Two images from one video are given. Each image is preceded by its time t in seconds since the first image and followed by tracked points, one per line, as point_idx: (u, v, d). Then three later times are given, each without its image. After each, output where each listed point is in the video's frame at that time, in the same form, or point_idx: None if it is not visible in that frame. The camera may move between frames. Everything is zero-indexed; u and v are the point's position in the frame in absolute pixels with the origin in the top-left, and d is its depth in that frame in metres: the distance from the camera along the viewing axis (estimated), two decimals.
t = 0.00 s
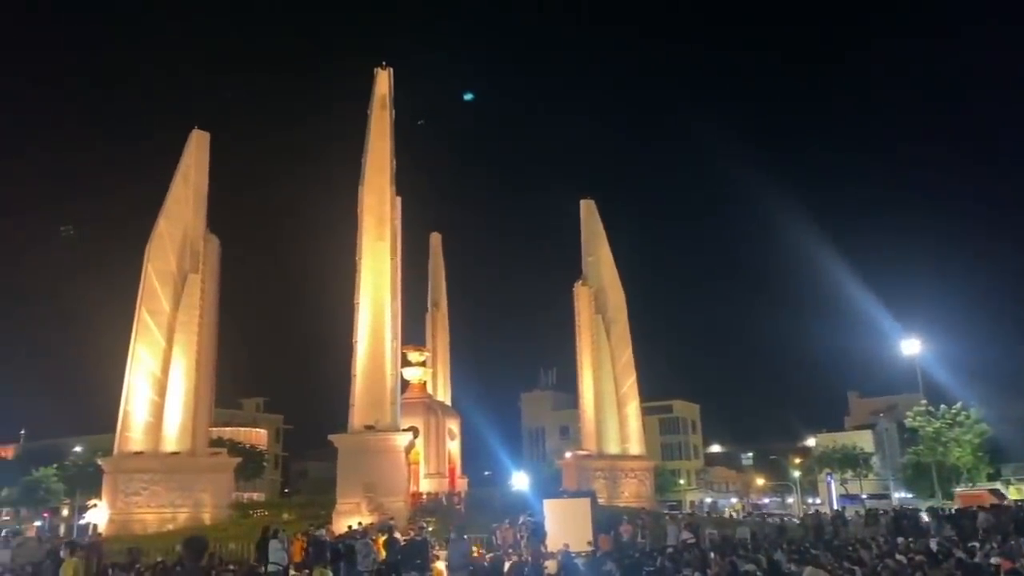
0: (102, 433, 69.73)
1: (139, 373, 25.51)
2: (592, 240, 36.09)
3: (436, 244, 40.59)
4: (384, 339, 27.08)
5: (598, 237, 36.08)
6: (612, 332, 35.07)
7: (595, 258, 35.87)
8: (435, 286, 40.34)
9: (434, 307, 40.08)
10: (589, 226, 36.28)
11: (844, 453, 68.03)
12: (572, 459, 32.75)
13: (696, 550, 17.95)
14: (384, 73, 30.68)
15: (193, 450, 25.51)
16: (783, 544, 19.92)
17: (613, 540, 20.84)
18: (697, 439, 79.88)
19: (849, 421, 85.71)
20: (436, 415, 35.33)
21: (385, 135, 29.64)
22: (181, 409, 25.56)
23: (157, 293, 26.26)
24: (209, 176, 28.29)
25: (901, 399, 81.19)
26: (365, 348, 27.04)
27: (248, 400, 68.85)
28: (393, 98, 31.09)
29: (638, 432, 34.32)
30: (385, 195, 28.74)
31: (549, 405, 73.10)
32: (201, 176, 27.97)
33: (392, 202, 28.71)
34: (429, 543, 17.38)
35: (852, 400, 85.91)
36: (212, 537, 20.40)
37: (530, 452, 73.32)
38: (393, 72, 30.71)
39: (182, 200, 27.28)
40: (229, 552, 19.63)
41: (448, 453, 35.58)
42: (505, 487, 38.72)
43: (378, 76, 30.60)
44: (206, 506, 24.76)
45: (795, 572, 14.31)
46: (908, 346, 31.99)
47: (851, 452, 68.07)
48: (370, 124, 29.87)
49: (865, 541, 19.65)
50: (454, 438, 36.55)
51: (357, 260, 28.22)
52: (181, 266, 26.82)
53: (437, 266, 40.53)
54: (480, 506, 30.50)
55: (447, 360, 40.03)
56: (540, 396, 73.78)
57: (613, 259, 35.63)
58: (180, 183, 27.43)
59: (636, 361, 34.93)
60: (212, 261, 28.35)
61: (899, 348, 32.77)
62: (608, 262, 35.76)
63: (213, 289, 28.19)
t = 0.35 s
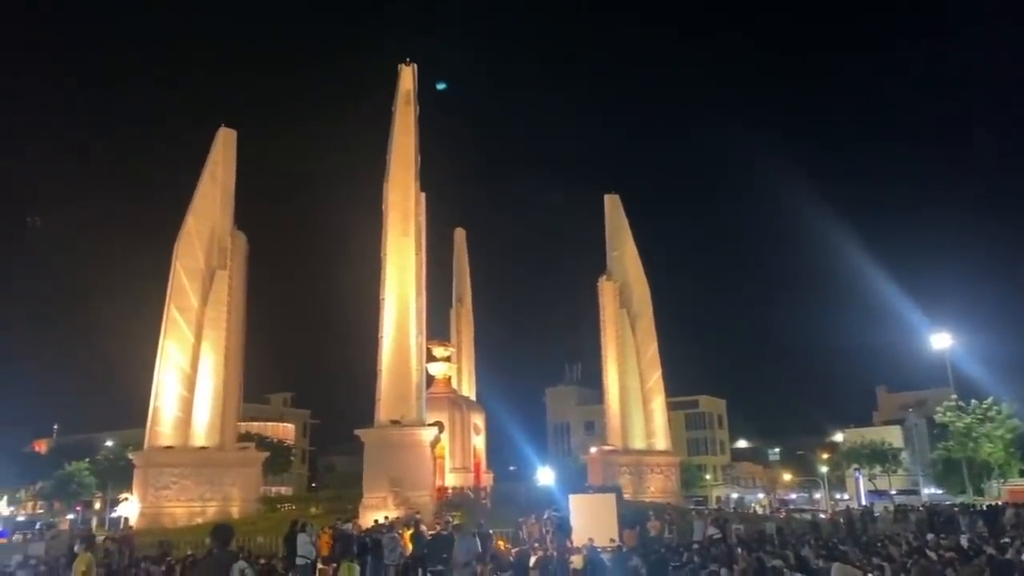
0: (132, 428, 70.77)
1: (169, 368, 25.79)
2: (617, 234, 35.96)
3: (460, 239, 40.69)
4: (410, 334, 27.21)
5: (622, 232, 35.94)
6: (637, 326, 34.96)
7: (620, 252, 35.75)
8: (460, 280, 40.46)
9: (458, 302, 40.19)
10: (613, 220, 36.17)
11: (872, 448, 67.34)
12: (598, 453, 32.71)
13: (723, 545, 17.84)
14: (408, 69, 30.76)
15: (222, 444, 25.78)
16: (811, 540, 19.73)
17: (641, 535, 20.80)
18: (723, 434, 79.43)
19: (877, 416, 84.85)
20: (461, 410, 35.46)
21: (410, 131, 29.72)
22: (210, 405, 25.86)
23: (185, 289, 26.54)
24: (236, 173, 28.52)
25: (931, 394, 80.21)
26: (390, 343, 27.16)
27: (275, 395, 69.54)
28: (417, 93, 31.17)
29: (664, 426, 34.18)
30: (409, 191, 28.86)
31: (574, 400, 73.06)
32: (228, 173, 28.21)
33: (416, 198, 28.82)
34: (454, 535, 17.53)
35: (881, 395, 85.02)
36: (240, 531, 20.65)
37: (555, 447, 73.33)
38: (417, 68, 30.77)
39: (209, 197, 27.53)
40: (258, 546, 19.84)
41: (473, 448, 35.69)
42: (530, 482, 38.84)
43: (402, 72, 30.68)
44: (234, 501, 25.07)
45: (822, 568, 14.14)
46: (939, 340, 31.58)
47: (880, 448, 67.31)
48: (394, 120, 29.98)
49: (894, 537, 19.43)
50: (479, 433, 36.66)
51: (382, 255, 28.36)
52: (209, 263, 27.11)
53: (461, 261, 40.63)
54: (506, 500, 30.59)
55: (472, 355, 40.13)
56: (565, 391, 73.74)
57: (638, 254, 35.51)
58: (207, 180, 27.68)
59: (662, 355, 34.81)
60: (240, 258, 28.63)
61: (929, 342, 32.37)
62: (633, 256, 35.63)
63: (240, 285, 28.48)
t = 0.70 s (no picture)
0: (157, 418, 71.65)
1: (193, 359, 26.06)
2: (638, 224, 35.81)
3: (481, 231, 40.71)
4: (431, 325, 27.29)
5: (643, 221, 35.78)
6: (659, 317, 34.86)
7: (641, 243, 35.61)
8: (481, 271, 40.47)
9: (479, 293, 40.24)
10: (634, 210, 35.99)
11: (896, 439, 66.79)
12: (619, 445, 32.69)
13: (745, 537, 17.76)
14: (429, 60, 30.75)
15: (245, 434, 26.02)
16: (834, 532, 19.60)
17: (662, 527, 20.78)
18: (745, 426, 79.09)
19: (902, 407, 84.15)
20: (482, 401, 35.54)
21: (430, 122, 29.74)
22: (233, 396, 26.08)
23: (209, 281, 26.75)
24: (259, 165, 28.67)
25: (956, 385, 79.39)
26: (412, 335, 27.25)
27: (297, 386, 70.10)
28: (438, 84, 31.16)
29: (685, 418, 34.10)
30: (430, 182, 28.89)
31: (595, 391, 73.04)
32: (251, 165, 28.37)
33: (437, 189, 28.83)
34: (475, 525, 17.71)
35: (905, 386, 84.29)
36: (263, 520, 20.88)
37: (576, 438, 73.38)
38: (437, 59, 30.74)
39: (232, 189, 27.70)
40: (282, 535, 20.05)
41: (494, 439, 35.79)
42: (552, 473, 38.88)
43: (423, 64, 30.67)
44: (258, 490, 25.33)
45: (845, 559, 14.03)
46: (965, 332, 31.24)
47: (904, 439, 66.72)
48: (415, 111, 30.01)
49: (918, 530, 19.27)
50: (500, 424, 36.73)
51: (402, 247, 28.46)
52: (232, 255, 27.29)
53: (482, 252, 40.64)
54: (528, 491, 30.67)
55: (493, 345, 40.21)
56: (586, 382, 73.71)
57: (660, 244, 35.35)
58: (230, 172, 27.84)
59: (683, 346, 34.71)
60: (262, 250, 28.81)
61: (955, 334, 32.00)
62: (654, 247, 35.48)
63: (263, 276, 28.67)
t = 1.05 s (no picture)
0: (183, 401, 72.58)
1: (217, 343, 26.40)
2: (660, 209, 35.62)
3: (501, 215, 40.69)
4: (452, 310, 27.35)
5: (665, 206, 35.60)
6: (680, 302, 34.75)
7: (663, 228, 35.45)
8: (501, 256, 40.48)
9: (499, 278, 40.28)
10: (656, 194, 35.79)
11: (919, 425, 66.23)
12: (639, 429, 32.67)
13: (767, 522, 17.70)
14: (449, 44, 30.66)
15: (269, 417, 26.27)
16: (856, 517, 19.50)
17: (683, 511, 20.77)
18: (767, 410, 78.76)
19: (926, 392, 83.42)
20: (503, 386, 35.63)
21: (450, 106, 29.71)
22: (257, 379, 26.30)
23: (232, 265, 26.99)
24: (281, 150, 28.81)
25: (982, 370, 78.53)
26: (433, 320, 27.34)
27: (320, 369, 70.65)
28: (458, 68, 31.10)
29: (707, 402, 34.03)
30: (451, 167, 28.87)
31: (615, 376, 72.99)
32: (273, 150, 28.51)
33: (457, 174, 28.82)
34: (498, 509, 17.71)
35: (930, 371, 83.52)
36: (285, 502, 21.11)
37: (597, 422, 73.45)
38: (458, 43, 30.66)
39: (254, 174, 27.89)
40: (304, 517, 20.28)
41: (515, 423, 35.90)
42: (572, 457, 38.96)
43: (443, 48, 30.60)
44: (281, 472, 25.54)
45: (867, 544, 13.96)
46: (991, 316, 30.87)
47: (928, 425, 66.14)
48: (435, 96, 29.97)
49: (942, 515, 19.11)
50: (521, 408, 36.83)
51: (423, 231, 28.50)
52: (255, 240, 27.49)
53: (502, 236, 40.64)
54: (548, 474, 30.77)
55: (513, 330, 40.26)
56: (607, 367, 73.66)
57: (682, 229, 35.19)
58: (252, 158, 28.04)
59: (704, 331, 34.62)
60: (285, 235, 28.99)
61: (981, 318, 31.61)
62: (676, 231, 35.33)
63: (286, 261, 28.86)
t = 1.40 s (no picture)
0: (203, 381, 73.23)
1: (237, 323, 26.57)
2: (679, 189, 35.40)
3: (520, 196, 40.59)
4: (470, 292, 27.33)
5: (685, 187, 35.37)
6: (699, 284, 34.60)
7: (682, 208, 35.26)
8: (520, 237, 40.42)
9: (517, 260, 40.24)
10: (676, 175, 35.55)
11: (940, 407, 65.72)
12: (657, 410, 32.64)
13: (785, 503, 17.63)
14: (467, 24, 30.47)
15: (289, 396, 26.46)
16: (875, 500, 19.41)
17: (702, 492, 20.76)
18: (786, 392, 78.41)
19: (947, 374, 82.73)
20: (521, 367, 35.68)
21: (468, 86, 29.57)
22: (277, 359, 26.47)
23: (251, 245, 27.12)
24: (299, 130, 28.81)
25: (1005, 352, 77.71)
26: (450, 301, 27.35)
27: (339, 350, 71.05)
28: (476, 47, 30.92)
29: (725, 384, 33.96)
30: (469, 148, 28.78)
31: (633, 357, 72.84)
32: (291, 131, 28.52)
33: (475, 155, 28.73)
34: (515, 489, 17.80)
35: (952, 353, 82.78)
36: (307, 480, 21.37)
37: (614, 403, 73.45)
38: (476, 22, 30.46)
39: (273, 155, 27.94)
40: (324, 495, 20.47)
41: (533, 404, 35.98)
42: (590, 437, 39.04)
43: (461, 27, 30.41)
44: (302, 451, 25.77)
45: (887, 526, 13.85)
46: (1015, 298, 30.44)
47: (949, 407, 65.60)
48: (453, 76, 29.84)
49: (962, 498, 18.96)
50: (539, 389, 36.89)
51: (441, 212, 28.50)
52: (273, 220, 27.58)
53: (520, 218, 40.56)
54: (566, 455, 30.85)
55: (531, 312, 40.25)
56: (625, 348, 73.59)
57: (701, 209, 34.97)
58: (271, 138, 28.10)
59: (723, 313, 34.48)
60: (304, 216, 29.05)
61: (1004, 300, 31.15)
62: (695, 212, 35.12)
63: (305, 241, 28.96)
